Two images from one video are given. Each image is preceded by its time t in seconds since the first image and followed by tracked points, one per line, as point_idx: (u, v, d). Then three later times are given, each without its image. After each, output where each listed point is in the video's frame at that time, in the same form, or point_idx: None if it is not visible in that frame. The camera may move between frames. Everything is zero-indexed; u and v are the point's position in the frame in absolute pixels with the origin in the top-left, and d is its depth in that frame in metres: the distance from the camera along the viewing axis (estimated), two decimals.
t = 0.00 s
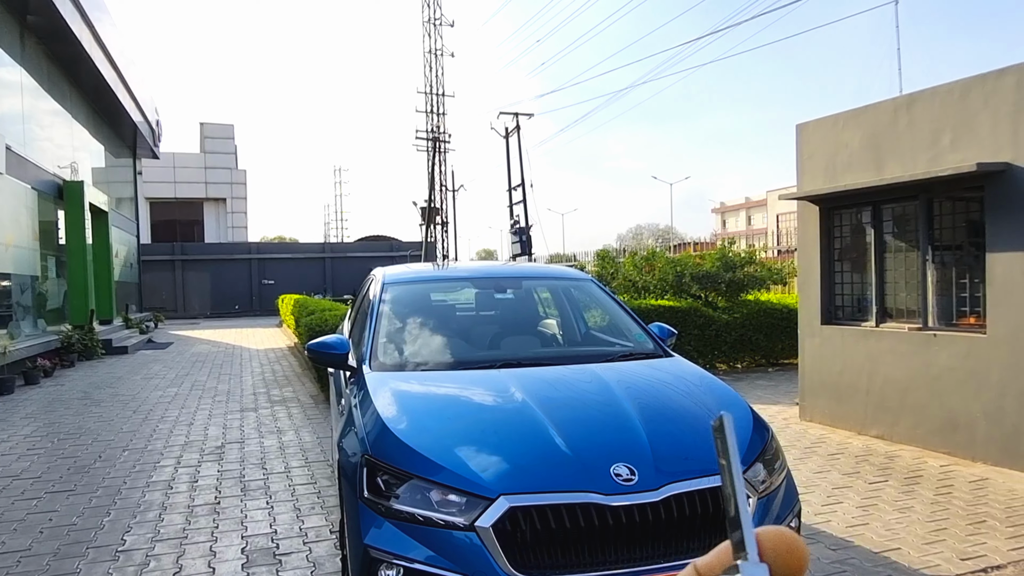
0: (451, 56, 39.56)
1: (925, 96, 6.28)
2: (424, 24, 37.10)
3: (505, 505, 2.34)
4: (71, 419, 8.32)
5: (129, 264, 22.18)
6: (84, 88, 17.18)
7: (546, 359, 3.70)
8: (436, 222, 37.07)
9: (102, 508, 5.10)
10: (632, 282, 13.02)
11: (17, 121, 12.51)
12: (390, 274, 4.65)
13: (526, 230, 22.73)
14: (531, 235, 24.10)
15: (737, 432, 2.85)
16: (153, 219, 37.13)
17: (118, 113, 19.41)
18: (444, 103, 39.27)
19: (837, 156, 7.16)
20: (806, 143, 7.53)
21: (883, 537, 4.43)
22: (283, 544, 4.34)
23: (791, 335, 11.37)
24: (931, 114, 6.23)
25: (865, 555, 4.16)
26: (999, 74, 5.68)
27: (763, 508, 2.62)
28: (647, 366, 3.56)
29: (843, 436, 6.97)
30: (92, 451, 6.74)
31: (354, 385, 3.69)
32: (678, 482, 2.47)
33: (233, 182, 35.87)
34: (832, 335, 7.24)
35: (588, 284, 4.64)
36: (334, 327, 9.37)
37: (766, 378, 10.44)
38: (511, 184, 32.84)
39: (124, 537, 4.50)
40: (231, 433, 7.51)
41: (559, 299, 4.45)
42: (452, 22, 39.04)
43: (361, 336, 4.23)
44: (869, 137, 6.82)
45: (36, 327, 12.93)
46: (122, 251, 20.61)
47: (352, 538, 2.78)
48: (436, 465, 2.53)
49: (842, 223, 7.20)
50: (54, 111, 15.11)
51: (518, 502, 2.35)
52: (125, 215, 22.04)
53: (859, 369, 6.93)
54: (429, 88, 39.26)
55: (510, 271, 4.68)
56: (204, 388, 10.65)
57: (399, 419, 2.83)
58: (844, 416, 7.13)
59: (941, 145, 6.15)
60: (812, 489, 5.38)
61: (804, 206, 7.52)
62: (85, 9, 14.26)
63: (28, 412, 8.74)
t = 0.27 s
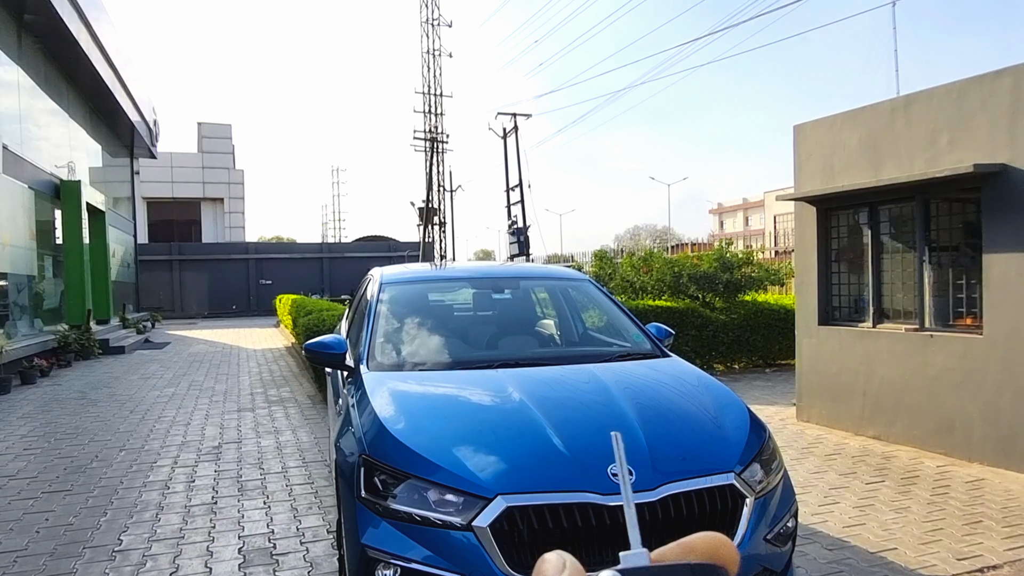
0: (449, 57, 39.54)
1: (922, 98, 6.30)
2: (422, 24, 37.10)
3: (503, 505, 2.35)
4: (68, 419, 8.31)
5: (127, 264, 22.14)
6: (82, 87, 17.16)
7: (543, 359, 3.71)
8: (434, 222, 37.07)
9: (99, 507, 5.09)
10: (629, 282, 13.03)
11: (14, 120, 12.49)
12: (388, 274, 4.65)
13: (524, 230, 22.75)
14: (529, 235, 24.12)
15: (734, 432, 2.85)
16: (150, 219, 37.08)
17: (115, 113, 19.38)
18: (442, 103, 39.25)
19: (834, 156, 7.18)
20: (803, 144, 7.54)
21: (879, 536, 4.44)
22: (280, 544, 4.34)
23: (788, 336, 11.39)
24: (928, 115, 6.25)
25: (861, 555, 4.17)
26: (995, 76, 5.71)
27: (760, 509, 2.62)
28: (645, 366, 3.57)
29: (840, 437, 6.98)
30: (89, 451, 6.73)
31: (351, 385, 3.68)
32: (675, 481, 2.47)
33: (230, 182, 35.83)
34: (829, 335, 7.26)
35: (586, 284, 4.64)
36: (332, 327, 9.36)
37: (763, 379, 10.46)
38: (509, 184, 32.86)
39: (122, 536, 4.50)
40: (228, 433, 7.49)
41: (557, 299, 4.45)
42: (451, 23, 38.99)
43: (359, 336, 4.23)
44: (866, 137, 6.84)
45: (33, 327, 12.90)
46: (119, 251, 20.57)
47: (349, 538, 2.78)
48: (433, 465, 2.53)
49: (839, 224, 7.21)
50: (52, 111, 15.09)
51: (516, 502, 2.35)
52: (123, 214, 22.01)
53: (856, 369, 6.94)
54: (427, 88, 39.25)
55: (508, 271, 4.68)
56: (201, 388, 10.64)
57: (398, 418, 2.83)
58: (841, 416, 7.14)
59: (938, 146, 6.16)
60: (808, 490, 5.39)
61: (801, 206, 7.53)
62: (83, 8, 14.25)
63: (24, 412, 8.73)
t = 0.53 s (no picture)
0: (448, 57, 39.50)
1: (920, 98, 6.30)
2: (420, 24, 37.08)
3: (500, 505, 2.35)
4: (65, 418, 8.29)
5: (124, 264, 22.11)
6: (79, 86, 17.12)
7: (542, 359, 3.71)
8: (432, 221, 37.07)
9: (96, 507, 5.09)
10: (627, 282, 13.03)
11: (11, 119, 12.46)
12: (386, 274, 4.65)
13: (522, 230, 22.75)
14: (527, 235, 24.12)
15: (732, 432, 2.86)
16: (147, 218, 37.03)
17: (113, 112, 19.35)
18: (440, 103, 39.22)
19: (832, 157, 7.18)
20: (802, 144, 7.55)
21: (877, 536, 4.45)
22: (278, 544, 4.34)
23: (786, 336, 11.40)
24: (926, 116, 6.26)
25: (858, 555, 4.17)
26: (992, 77, 5.72)
27: (757, 508, 2.62)
28: (643, 366, 3.57)
29: (837, 436, 6.99)
30: (86, 451, 6.72)
31: (350, 384, 3.68)
32: (673, 481, 2.47)
33: (228, 181, 35.79)
34: (827, 335, 7.26)
35: (584, 284, 4.65)
36: (330, 327, 9.36)
37: (761, 379, 10.47)
38: (508, 184, 32.87)
39: (119, 537, 4.49)
40: (226, 433, 7.48)
41: (555, 299, 4.46)
42: (449, 23, 38.95)
43: (357, 335, 4.23)
44: (865, 138, 6.84)
45: (30, 326, 12.88)
46: (117, 250, 20.54)
47: (347, 538, 2.78)
48: (431, 465, 2.53)
49: (837, 224, 7.22)
50: (49, 109, 15.05)
51: (514, 502, 2.35)
52: (120, 213, 21.97)
53: (854, 369, 6.95)
54: (425, 87, 39.22)
55: (506, 271, 4.68)
56: (199, 388, 10.63)
57: (396, 418, 2.83)
58: (838, 416, 7.15)
59: (935, 146, 6.17)
60: (806, 489, 5.39)
61: (799, 206, 7.54)
62: (80, 7, 14.22)
63: (21, 412, 8.70)
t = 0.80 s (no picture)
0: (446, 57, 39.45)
1: (918, 99, 6.32)
2: (419, 24, 37.07)
3: (499, 505, 2.35)
4: (63, 419, 8.28)
5: (123, 264, 22.09)
6: (78, 87, 17.10)
7: (540, 359, 3.72)
8: (431, 222, 37.06)
9: (95, 508, 5.08)
10: (626, 283, 13.04)
11: (9, 120, 12.45)
12: (385, 274, 4.65)
13: (521, 230, 22.75)
14: (526, 235, 24.11)
15: (730, 432, 2.86)
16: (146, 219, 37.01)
17: (111, 113, 19.34)
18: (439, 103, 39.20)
19: (831, 157, 7.19)
20: (800, 145, 7.56)
21: (875, 536, 4.46)
22: (277, 545, 4.34)
23: (785, 336, 11.41)
24: (923, 117, 6.27)
25: (856, 555, 4.18)
26: (990, 78, 5.73)
27: (756, 508, 2.63)
28: (642, 367, 3.57)
29: (836, 437, 7.00)
30: (85, 452, 6.72)
31: (348, 385, 3.69)
32: (672, 481, 2.48)
33: (227, 181, 35.76)
34: (825, 336, 7.27)
35: (583, 284, 4.65)
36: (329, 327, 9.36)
37: (760, 379, 10.48)
38: (506, 184, 32.87)
39: (118, 537, 4.49)
40: (225, 433, 7.48)
41: (554, 299, 4.46)
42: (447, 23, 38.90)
43: (356, 336, 4.23)
44: (863, 138, 6.85)
45: (29, 327, 12.88)
46: (115, 251, 20.53)
47: (346, 538, 2.78)
48: (431, 465, 2.53)
49: (835, 224, 7.23)
50: (47, 110, 15.03)
51: (513, 502, 2.36)
52: (118, 214, 21.95)
53: (852, 370, 6.96)
54: (424, 88, 39.21)
55: (505, 271, 4.69)
56: (197, 389, 10.62)
57: (395, 419, 2.84)
58: (837, 416, 7.16)
59: (934, 147, 6.18)
60: (804, 490, 5.40)
61: (798, 207, 7.55)
62: (78, 7, 14.21)
63: (19, 413, 8.70)
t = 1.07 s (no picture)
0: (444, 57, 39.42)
1: (915, 99, 6.33)
2: (416, 24, 37.04)
3: (497, 505, 2.35)
4: (60, 420, 8.27)
5: (119, 265, 22.05)
6: (74, 87, 17.05)
7: (537, 359, 3.72)
8: (428, 222, 37.04)
9: (92, 509, 5.08)
10: (624, 282, 13.04)
11: (6, 120, 12.42)
12: (382, 274, 4.66)
13: (519, 230, 22.75)
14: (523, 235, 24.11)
15: (727, 431, 2.87)
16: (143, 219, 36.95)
17: (108, 113, 19.30)
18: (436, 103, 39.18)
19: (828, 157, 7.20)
20: (797, 145, 7.57)
21: (872, 535, 4.47)
22: (274, 545, 4.34)
23: (782, 336, 11.43)
24: (920, 116, 6.28)
25: (853, 554, 4.19)
26: (986, 78, 5.75)
27: (752, 508, 2.63)
28: (639, 366, 3.57)
29: (833, 436, 7.01)
30: (82, 452, 6.71)
31: (346, 385, 3.68)
32: (669, 481, 2.48)
33: (224, 181, 35.71)
34: (822, 335, 7.29)
35: (580, 284, 4.66)
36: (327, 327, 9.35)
37: (757, 379, 10.49)
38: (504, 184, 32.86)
39: (115, 538, 4.48)
40: (223, 434, 7.47)
41: (551, 299, 4.46)
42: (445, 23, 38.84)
43: (353, 336, 4.23)
44: (860, 138, 6.86)
45: (25, 327, 12.85)
46: (112, 250, 20.49)
47: (344, 539, 2.78)
48: (428, 465, 2.53)
49: (832, 224, 7.24)
50: (43, 110, 14.99)
51: (510, 502, 2.35)
52: (115, 214, 21.91)
53: (849, 369, 6.98)
54: (422, 88, 39.19)
55: (502, 271, 4.69)
56: (195, 389, 10.61)
57: (393, 419, 2.83)
58: (834, 416, 7.18)
59: (930, 147, 6.20)
60: (802, 489, 5.41)
61: (794, 207, 7.56)
62: (74, 7, 14.17)
63: (16, 413, 8.68)
